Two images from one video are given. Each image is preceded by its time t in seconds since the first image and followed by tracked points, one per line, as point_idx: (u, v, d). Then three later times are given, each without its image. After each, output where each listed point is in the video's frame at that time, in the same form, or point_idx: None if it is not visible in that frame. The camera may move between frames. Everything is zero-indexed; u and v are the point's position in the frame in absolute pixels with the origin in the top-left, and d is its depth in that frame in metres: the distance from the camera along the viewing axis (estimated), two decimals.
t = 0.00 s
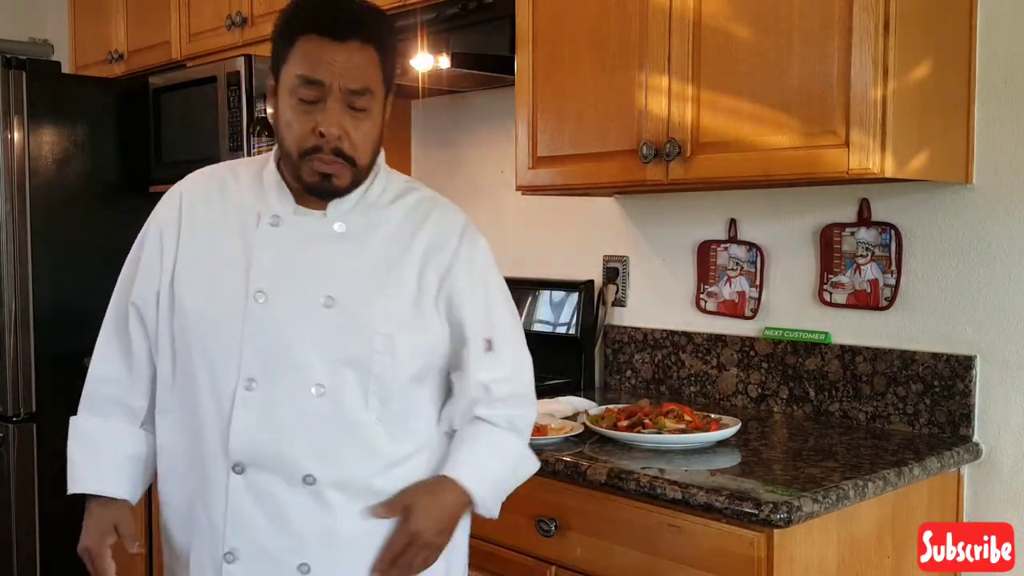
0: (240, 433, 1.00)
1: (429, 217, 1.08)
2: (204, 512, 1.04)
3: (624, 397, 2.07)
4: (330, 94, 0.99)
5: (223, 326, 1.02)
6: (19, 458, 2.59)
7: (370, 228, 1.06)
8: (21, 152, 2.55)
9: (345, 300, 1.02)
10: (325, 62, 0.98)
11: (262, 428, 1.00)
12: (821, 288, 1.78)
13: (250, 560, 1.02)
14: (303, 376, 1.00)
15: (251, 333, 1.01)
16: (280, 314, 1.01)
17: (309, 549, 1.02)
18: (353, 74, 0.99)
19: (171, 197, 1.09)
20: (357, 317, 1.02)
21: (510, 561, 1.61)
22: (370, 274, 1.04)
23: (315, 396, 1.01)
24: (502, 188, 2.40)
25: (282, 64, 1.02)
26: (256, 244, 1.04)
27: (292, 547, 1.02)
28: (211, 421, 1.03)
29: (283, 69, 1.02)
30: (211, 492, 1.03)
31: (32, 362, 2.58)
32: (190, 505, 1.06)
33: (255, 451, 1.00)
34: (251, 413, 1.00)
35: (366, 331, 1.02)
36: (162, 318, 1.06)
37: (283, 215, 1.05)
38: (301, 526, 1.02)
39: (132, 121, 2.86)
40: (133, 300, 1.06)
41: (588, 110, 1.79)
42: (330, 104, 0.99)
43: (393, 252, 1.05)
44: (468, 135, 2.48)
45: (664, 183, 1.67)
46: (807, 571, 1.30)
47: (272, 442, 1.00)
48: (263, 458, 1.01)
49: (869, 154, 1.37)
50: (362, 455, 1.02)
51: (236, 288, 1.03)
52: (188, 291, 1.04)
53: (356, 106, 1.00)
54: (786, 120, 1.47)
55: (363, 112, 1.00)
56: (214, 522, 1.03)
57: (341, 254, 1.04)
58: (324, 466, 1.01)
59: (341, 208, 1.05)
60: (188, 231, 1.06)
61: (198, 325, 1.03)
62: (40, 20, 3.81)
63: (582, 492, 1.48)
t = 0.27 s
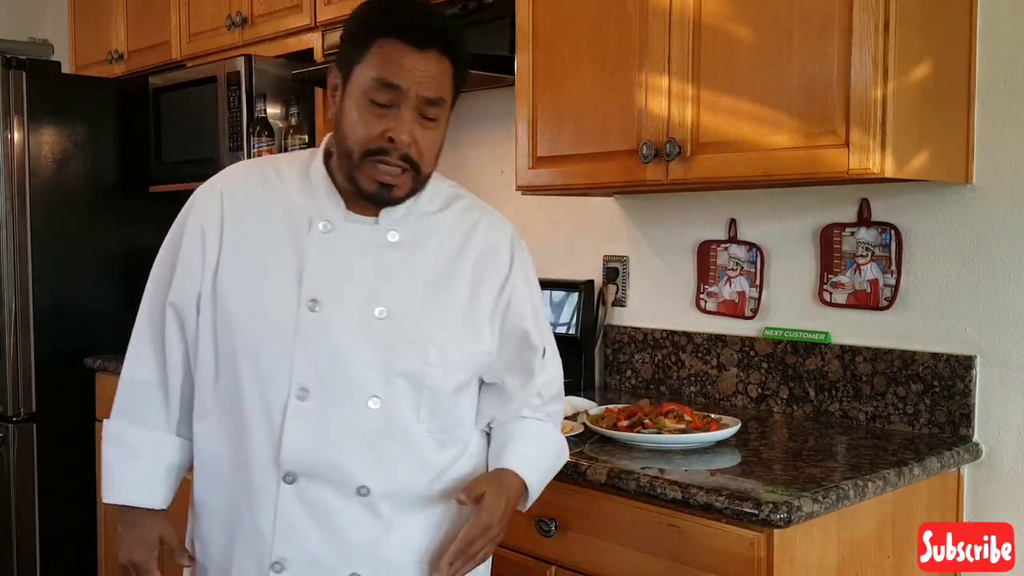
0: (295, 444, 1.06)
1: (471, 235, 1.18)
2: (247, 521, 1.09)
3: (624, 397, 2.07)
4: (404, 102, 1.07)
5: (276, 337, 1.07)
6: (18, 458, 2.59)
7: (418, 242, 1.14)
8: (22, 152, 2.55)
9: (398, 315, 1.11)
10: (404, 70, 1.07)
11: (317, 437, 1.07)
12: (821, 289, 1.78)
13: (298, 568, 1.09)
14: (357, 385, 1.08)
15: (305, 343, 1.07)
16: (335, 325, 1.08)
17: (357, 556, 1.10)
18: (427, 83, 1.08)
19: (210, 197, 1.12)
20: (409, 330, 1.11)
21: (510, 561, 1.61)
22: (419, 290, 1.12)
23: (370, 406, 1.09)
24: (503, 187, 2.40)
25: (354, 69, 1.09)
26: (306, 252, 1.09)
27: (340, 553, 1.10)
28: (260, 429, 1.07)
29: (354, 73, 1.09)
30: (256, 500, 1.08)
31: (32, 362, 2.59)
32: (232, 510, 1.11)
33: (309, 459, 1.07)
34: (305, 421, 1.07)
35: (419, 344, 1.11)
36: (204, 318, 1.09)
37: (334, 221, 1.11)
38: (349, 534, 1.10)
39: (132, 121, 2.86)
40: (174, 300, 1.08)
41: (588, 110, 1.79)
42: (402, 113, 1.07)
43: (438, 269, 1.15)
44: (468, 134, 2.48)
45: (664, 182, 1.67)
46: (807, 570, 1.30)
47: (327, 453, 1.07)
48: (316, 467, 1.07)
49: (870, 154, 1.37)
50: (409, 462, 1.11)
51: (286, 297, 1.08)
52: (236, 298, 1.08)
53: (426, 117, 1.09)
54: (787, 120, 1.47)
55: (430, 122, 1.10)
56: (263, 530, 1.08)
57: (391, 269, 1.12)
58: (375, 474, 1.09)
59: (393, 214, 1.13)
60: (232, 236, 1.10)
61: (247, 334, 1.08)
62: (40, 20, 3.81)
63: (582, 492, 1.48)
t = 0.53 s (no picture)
0: (321, 448, 1.07)
1: (498, 239, 1.19)
2: (268, 525, 1.09)
3: (624, 397, 2.07)
4: (436, 98, 1.08)
5: (303, 340, 1.08)
6: (18, 458, 2.59)
7: (446, 246, 1.15)
8: (22, 152, 2.55)
9: (426, 320, 1.11)
10: (436, 66, 1.07)
11: (344, 442, 1.07)
12: (821, 289, 1.78)
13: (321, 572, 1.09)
14: (384, 390, 1.08)
15: (333, 346, 1.07)
16: (362, 328, 1.08)
17: (381, 561, 1.11)
18: (459, 79, 1.08)
19: (236, 195, 1.12)
20: (437, 335, 1.11)
21: (510, 561, 1.61)
22: (449, 295, 1.13)
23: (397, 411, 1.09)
24: (502, 187, 2.40)
25: (385, 65, 1.10)
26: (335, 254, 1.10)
27: (363, 558, 1.10)
28: (285, 432, 1.07)
29: (385, 70, 1.10)
30: (279, 504, 1.08)
31: (32, 362, 2.59)
32: (253, 514, 1.10)
33: (335, 464, 1.07)
34: (332, 425, 1.07)
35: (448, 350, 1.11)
36: (231, 319, 1.10)
37: (362, 223, 1.12)
38: (373, 538, 1.10)
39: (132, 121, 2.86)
40: (200, 299, 1.08)
41: (588, 110, 1.79)
42: (434, 109, 1.08)
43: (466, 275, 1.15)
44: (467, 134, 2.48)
45: (664, 182, 1.67)
46: (807, 570, 1.30)
47: (353, 457, 1.08)
48: (341, 471, 1.08)
49: (870, 154, 1.37)
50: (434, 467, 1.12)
51: (313, 299, 1.09)
52: (264, 299, 1.08)
53: (457, 113, 1.09)
54: (787, 120, 1.47)
55: (461, 118, 1.10)
56: (286, 535, 1.08)
57: (420, 273, 1.13)
58: (400, 479, 1.10)
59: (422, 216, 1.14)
60: (261, 238, 1.10)
61: (273, 336, 1.08)
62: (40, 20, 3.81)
63: (582, 492, 1.48)
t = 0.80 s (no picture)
0: (323, 433, 1.07)
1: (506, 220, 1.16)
2: (273, 514, 1.08)
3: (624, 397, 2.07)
4: (416, 76, 1.07)
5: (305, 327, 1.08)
6: (18, 458, 2.59)
7: (450, 230, 1.14)
8: (22, 152, 2.55)
9: (430, 305, 1.10)
10: (414, 46, 1.07)
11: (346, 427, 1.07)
12: (821, 289, 1.78)
13: (326, 561, 1.08)
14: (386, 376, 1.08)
15: (334, 331, 1.08)
16: (365, 312, 1.08)
17: (386, 549, 1.09)
18: (438, 57, 1.08)
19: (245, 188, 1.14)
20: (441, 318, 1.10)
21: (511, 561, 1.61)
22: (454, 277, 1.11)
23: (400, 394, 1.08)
24: (502, 187, 2.40)
25: (370, 53, 1.11)
26: (339, 241, 1.10)
27: (369, 546, 1.09)
28: (288, 419, 1.08)
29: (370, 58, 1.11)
30: (284, 491, 1.08)
31: (32, 362, 2.59)
32: (259, 504, 1.10)
33: (337, 449, 1.07)
34: (334, 409, 1.07)
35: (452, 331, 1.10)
36: (236, 308, 1.10)
37: (367, 211, 1.12)
38: (379, 524, 1.08)
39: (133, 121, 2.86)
40: (207, 289, 1.09)
41: (588, 110, 1.79)
42: (414, 87, 1.07)
43: (473, 259, 1.13)
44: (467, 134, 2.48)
45: (664, 182, 1.67)
46: (807, 570, 1.30)
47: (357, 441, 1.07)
48: (343, 455, 1.07)
49: (870, 154, 1.37)
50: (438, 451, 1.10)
51: (316, 286, 1.09)
52: (269, 288, 1.09)
53: (440, 91, 1.08)
54: (787, 120, 1.47)
55: (444, 96, 1.09)
56: (291, 522, 1.07)
57: (425, 257, 1.11)
58: (404, 463, 1.09)
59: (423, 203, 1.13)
60: (264, 229, 1.11)
61: (276, 325, 1.08)
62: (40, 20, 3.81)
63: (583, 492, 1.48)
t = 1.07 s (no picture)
0: (313, 426, 1.07)
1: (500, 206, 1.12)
2: (274, 506, 1.11)
3: (624, 397, 2.07)
4: (415, 80, 1.06)
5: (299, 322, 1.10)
6: (18, 458, 2.59)
7: (444, 220, 1.12)
8: (22, 152, 2.55)
9: (421, 297, 1.09)
10: (411, 49, 1.06)
11: (337, 420, 1.07)
12: (821, 289, 1.78)
13: (322, 554, 1.09)
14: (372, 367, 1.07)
15: (325, 325, 1.08)
16: (354, 306, 1.09)
17: (381, 541, 1.08)
18: (436, 59, 1.06)
19: (250, 188, 1.18)
20: (430, 309, 1.08)
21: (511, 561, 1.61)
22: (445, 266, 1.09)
23: (388, 386, 1.07)
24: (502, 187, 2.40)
25: (369, 55, 1.10)
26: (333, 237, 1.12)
27: (364, 539, 1.08)
28: (282, 413, 1.10)
29: (369, 60, 1.10)
30: (282, 484, 1.10)
31: (32, 362, 2.59)
32: (260, 497, 1.12)
33: (327, 441, 1.07)
34: (324, 402, 1.07)
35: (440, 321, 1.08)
36: (235, 305, 1.15)
37: (362, 207, 1.13)
38: (372, 518, 1.08)
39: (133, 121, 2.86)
40: (208, 287, 1.15)
41: (587, 110, 1.79)
42: (414, 91, 1.06)
43: (467, 249, 1.10)
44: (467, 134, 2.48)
45: (664, 182, 1.67)
46: (807, 570, 1.30)
47: (348, 433, 1.07)
48: (332, 447, 1.07)
49: (870, 153, 1.37)
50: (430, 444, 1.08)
51: (310, 283, 1.11)
52: (265, 285, 1.12)
53: (440, 93, 1.07)
54: (787, 120, 1.47)
55: (444, 98, 1.08)
56: (289, 514, 1.10)
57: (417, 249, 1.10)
58: (397, 455, 1.07)
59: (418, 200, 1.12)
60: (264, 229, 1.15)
61: (273, 321, 1.11)
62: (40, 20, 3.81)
63: (583, 492, 1.48)
